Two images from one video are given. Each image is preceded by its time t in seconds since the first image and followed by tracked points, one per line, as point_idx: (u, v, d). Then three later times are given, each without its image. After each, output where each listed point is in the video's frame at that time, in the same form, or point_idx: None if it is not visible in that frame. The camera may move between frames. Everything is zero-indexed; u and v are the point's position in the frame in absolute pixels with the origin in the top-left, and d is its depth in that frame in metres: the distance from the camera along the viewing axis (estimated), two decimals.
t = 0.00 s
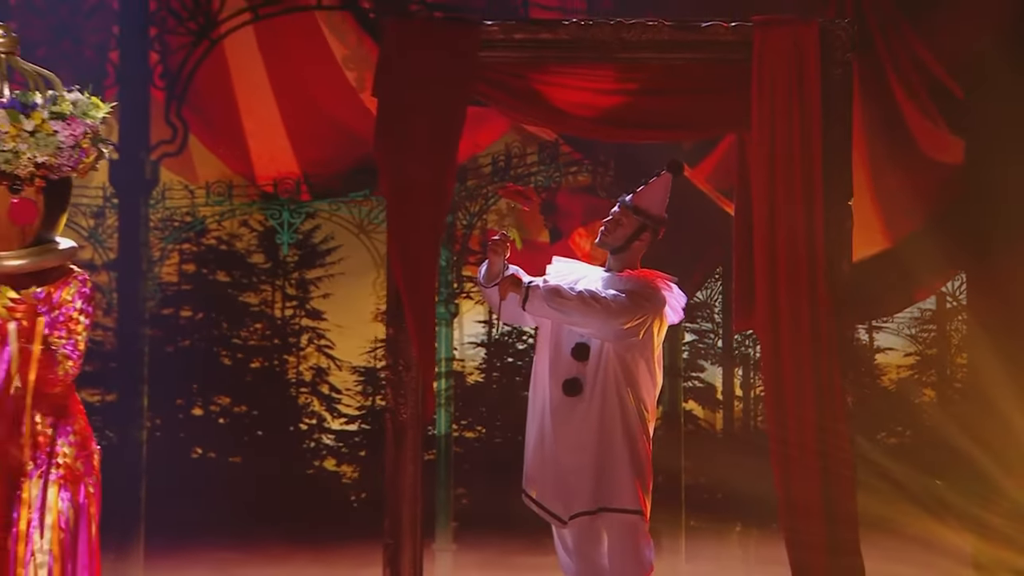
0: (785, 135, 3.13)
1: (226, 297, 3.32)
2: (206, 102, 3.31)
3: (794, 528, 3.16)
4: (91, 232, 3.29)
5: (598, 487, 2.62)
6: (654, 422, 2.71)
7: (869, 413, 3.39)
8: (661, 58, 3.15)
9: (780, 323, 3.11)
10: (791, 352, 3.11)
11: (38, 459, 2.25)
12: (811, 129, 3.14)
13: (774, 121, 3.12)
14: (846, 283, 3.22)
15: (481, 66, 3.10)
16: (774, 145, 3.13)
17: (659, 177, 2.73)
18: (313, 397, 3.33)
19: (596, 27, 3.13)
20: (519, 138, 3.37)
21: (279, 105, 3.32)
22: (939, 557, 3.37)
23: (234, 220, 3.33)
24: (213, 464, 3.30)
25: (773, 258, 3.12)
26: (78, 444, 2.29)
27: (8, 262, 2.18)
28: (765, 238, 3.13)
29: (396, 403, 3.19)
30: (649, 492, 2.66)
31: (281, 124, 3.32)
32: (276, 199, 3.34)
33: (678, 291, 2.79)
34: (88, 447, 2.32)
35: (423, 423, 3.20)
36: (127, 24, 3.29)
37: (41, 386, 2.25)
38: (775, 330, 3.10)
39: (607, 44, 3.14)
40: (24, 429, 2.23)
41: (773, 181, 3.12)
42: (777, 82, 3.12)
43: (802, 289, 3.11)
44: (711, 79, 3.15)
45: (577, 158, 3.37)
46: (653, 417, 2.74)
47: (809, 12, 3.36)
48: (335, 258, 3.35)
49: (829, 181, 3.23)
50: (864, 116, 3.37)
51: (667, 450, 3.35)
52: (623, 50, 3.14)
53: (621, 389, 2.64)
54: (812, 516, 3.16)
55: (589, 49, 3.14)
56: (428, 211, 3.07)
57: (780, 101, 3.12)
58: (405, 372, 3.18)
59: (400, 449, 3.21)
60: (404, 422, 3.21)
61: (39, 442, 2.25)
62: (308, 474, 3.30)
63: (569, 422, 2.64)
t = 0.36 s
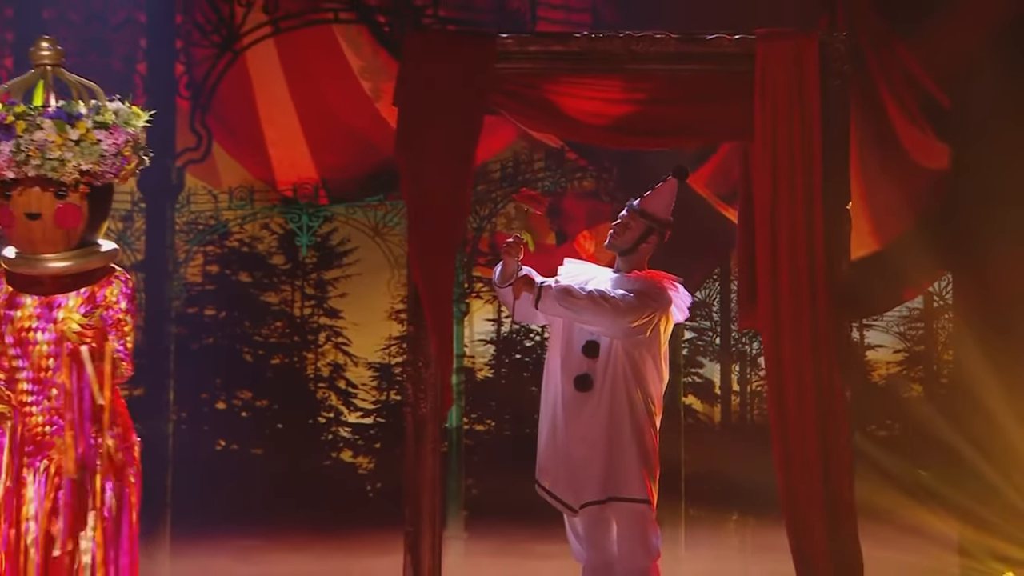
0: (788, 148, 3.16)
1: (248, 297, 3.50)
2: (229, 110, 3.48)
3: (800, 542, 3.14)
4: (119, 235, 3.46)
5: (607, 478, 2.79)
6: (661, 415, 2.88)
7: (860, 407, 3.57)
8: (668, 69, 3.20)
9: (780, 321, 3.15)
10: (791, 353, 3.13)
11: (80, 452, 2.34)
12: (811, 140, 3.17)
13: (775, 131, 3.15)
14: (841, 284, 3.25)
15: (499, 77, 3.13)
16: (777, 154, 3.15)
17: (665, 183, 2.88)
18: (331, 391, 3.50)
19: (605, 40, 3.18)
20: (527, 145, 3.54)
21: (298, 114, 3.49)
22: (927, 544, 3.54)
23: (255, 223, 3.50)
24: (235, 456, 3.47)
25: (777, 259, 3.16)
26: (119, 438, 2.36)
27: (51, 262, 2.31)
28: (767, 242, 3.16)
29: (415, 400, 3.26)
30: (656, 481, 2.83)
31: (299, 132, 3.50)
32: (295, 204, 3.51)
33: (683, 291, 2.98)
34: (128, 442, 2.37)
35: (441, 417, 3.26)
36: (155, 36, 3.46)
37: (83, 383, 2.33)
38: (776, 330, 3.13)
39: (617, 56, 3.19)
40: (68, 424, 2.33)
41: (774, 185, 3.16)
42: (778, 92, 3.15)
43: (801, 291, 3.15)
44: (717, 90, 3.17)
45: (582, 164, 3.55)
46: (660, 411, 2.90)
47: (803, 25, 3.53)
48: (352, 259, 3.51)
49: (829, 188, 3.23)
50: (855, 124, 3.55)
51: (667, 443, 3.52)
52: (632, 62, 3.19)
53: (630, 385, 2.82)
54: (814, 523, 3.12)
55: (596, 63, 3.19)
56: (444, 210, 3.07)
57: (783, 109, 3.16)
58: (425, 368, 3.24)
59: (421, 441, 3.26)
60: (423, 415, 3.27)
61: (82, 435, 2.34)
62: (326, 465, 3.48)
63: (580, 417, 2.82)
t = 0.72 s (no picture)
0: (792, 160, 2.99)
1: (268, 297, 3.67)
2: (249, 119, 3.65)
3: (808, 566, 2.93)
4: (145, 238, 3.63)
5: (616, 470, 2.93)
6: (667, 410, 3.03)
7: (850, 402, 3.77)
8: (673, 79, 3.04)
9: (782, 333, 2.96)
10: (794, 367, 2.95)
11: (120, 444, 2.44)
12: (813, 153, 3.00)
13: (776, 140, 2.99)
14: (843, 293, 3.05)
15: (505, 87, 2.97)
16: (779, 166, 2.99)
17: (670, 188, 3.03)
18: (347, 387, 3.67)
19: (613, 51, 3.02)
20: (534, 152, 3.71)
21: (315, 122, 3.65)
22: (915, 532, 3.71)
23: (274, 226, 3.68)
24: (255, 448, 3.63)
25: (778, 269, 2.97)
26: (158, 430, 2.48)
27: (92, 264, 2.42)
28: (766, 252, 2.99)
29: (432, 392, 2.96)
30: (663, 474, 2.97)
31: (315, 139, 3.66)
32: (312, 208, 3.68)
33: (688, 292, 3.11)
34: (166, 434, 2.50)
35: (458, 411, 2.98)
36: (179, 48, 3.63)
37: (121, 376, 2.45)
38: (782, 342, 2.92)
39: (623, 67, 3.03)
40: (106, 415, 2.43)
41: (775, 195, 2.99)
42: (778, 104, 2.99)
43: (802, 304, 2.97)
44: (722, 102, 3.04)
45: (587, 170, 3.72)
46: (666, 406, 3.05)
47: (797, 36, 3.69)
48: (367, 260, 3.69)
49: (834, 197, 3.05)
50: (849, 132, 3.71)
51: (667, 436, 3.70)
52: (639, 72, 3.04)
53: (638, 381, 2.98)
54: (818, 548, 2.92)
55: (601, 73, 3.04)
56: (452, 214, 2.90)
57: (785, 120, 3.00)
58: (442, 365, 2.96)
59: (438, 438, 2.95)
60: (441, 409, 2.99)
61: (121, 428, 2.44)
62: (342, 458, 3.64)
63: (590, 412, 2.96)
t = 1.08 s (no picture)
0: (790, 168, 3.15)
1: (285, 298, 3.83)
2: (266, 127, 3.81)
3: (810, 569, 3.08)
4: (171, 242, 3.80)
5: (623, 464, 3.11)
6: (672, 407, 3.22)
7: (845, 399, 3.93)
8: (680, 89, 3.20)
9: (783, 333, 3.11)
10: (793, 365, 3.11)
11: (154, 437, 2.59)
12: (813, 161, 3.16)
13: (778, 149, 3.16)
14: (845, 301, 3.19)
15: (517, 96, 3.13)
16: (778, 175, 3.16)
17: (675, 194, 3.21)
18: (360, 384, 3.83)
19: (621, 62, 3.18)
20: (540, 159, 3.87)
21: (330, 130, 3.82)
22: (904, 524, 3.88)
23: (291, 230, 3.84)
24: (273, 443, 3.79)
25: (776, 274, 3.14)
26: (189, 424, 2.65)
27: (128, 266, 2.55)
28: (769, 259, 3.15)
29: (449, 388, 3.11)
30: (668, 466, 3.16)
31: (330, 147, 3.82)
32: (327, 213, 3.84)
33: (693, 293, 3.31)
34: (196, 428, 2.67)
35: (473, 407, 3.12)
36: (199, 59, 3.77)
37: (155, 371, 2.59)
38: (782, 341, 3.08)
39: (629, 77, 3.19)
40: (139, 409, 2.58)
41: (777, 206, 3.17)
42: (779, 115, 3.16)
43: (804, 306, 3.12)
44: (721, 111, 3.20)
45: (591, 177, 3.88)
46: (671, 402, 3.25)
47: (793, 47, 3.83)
48: (380, 263, 3.85)
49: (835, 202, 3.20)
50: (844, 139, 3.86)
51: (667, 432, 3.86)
52: (645, 83, 3.20)
53: (644, 379, 3.16)
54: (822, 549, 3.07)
55: (609, 84, 3.19)
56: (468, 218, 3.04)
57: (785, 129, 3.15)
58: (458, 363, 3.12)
59: (454, 432, 3.11)
60: (456, 407, 3.12)
61: (155, 422, 2.59)
62: (356, 452, 3.80)
63: (599, 408, 3.14)
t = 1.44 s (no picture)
0: (789, 174, 3.44)
1: (302, 297, 4.01)
2: (283, 134, 3.98)
3: (811, 554, 3.42)
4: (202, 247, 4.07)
5: (631, 456, 3.28)
6: (677, 401, 3.39)
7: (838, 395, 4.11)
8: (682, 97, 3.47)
9: (785, 331, 3.43)
10: (795, 363, 3.41)
11: (186, 428, 2.74)
12: (810, 163, 3.45)
13: (781, 161, 3.44)
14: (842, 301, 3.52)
15: (531, 104, 3.42)
16: (779, 183, 3.45)
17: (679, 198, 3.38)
18: (374, 380, 4.00)
19: (629, 72, 3.45)
20: (545, 164, 4.04)
21: (345, 136, 4.00)
22: (892, 513, 4.04)
23: (307, 232, 4.01)
24: (290, 437, 3.96)
25: (778, 276, 3.45)
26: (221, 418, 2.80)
27: (160, 267, 2.70)
28: (770, 261, 3.45)
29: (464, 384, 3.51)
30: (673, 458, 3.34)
31: (345, 153, 4.00)
32: (341, 215, 4.01)
33: (698, 292, 3.49)
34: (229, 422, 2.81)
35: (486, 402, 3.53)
36: (219, 69, 3.94)
37: (189, 367, 2.75)
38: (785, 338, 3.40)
39: (637, 87, 3.46)
40: (175, 403, 2.74)
41: (777, 213, 3.45)
42: (779, 124, 3.44)
43: (804, 306, 3.42)
44: (723, 118, 3.46)
45: (594, 182, 4.04)
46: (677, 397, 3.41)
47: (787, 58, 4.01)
48: (393, 263, 4.02)
49: (832, 208, 3.51)
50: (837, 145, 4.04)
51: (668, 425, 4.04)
52: (651, 91, 3.46)
53: (650, 375, 3.33)
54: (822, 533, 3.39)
55: (618, 93, 3.47)
56: (481, 225, 3.35)
57: (789, 138, 3.44)
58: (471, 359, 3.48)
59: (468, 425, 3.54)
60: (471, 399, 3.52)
61: (188, 415, 2.74)
62: (370, 445, 3.97)
63: (607, 401, 3.32)
